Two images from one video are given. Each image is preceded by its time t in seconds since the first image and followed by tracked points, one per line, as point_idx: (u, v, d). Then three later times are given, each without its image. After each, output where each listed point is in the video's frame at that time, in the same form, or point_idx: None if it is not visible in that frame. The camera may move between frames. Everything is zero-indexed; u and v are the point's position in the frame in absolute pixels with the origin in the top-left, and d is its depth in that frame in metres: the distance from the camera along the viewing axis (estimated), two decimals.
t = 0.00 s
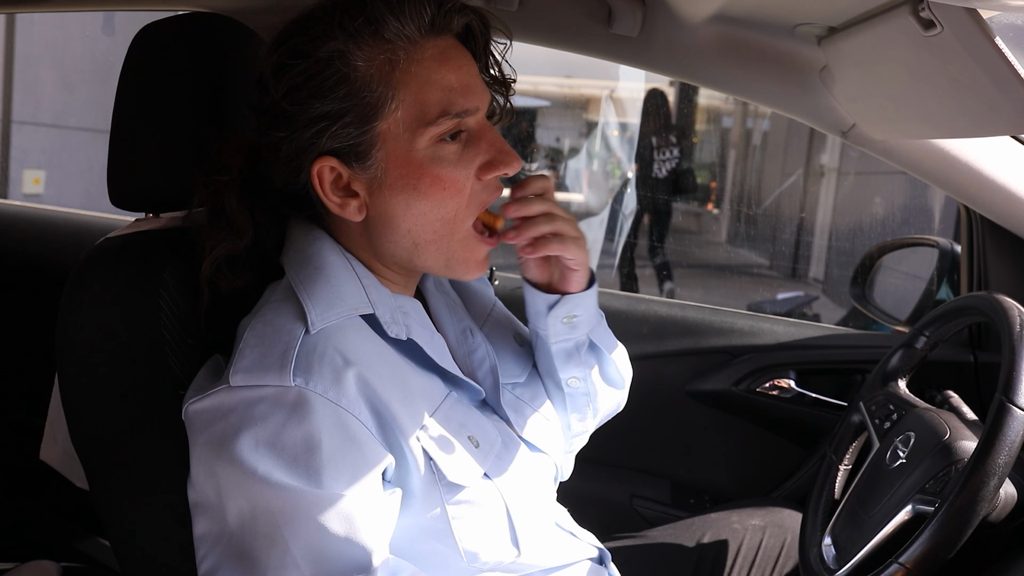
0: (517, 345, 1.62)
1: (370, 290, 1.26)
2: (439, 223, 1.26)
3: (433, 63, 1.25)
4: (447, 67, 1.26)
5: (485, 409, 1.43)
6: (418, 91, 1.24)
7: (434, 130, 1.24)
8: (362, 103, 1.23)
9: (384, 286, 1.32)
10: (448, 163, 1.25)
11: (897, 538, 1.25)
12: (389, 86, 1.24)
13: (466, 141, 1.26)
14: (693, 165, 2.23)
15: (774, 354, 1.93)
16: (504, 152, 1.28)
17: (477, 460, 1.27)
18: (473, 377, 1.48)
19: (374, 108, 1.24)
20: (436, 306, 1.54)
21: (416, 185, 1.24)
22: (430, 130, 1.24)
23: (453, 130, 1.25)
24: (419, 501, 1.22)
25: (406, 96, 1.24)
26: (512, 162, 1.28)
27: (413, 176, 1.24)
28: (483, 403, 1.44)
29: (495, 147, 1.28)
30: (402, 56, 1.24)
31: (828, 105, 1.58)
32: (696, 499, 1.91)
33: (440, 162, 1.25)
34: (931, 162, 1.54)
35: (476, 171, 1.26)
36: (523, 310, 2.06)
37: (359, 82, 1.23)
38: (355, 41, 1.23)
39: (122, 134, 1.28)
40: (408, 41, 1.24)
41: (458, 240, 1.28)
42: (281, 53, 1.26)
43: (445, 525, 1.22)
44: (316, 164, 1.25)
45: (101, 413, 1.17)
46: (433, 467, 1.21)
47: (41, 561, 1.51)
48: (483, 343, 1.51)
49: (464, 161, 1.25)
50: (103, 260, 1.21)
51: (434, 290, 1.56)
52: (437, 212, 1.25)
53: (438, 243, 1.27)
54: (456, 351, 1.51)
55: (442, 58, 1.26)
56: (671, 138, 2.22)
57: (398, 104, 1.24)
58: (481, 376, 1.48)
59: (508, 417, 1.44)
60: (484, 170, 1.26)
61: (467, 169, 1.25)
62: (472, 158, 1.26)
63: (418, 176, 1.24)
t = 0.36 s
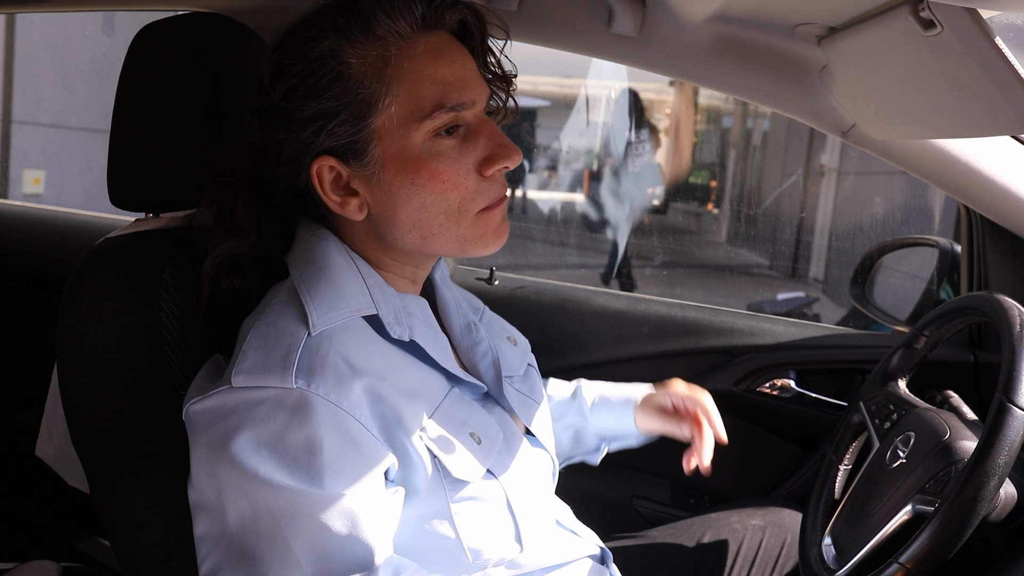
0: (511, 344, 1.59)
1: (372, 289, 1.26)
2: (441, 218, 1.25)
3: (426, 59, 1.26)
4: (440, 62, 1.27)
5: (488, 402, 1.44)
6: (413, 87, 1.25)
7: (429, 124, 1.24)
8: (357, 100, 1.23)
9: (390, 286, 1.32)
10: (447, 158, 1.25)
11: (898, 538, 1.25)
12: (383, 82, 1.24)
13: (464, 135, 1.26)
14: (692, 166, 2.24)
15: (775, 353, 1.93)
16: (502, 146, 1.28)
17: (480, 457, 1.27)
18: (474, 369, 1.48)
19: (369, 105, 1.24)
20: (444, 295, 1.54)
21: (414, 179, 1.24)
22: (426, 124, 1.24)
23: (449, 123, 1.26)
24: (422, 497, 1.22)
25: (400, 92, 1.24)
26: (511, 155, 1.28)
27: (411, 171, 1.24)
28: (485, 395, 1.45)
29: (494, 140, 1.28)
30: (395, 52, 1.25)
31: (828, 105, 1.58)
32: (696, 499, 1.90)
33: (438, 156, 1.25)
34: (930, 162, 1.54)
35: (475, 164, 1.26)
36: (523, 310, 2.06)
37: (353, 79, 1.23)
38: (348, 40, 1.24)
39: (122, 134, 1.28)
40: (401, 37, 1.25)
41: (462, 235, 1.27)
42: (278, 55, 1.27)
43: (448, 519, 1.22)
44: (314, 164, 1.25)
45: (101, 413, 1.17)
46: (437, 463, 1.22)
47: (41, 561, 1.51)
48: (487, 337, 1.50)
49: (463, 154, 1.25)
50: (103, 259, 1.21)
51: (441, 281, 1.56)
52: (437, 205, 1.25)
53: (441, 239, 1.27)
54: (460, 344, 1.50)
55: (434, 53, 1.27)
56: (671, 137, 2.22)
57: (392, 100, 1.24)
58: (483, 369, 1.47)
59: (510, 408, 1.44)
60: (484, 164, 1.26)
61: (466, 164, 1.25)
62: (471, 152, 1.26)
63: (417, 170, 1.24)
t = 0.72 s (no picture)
0: (509, 344, 1.60)
1: (379, 300, 1.26)
2: (440, 232, 1.23)
3: (441, 73, 1.25)
4: (455, 77, 1.26)
5: (489, 404, 1.44)
6: (423, 99, 1.24)
7: (436, 138, 1.23)
8: (367, 107, 1.24)
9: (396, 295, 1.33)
10: (451, 174, 1.23)
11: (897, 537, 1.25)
12: (394, 92, 1.24)
13: (471, 153, 1.25)
14: (693, 166, 2.25)
15: (775, 354, 1.93)
16: (511, 168, 1.26)
17: (487, 464, 1.28)
18: (476, 369, 1.48)
19: (377, 112, 1.24)
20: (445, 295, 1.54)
21: (416, 192, 1.23)
22: (433, 138, 1.23)
23: (457, 139, 1.24)
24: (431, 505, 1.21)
25: (410, 103, 1.24)
26: (519, 178, 1.26)
27: (413, 184, 1.23)
28: (486, 396, 1.45)
29: (502, 162, 1.26)
30: (409, 63, 1.25)
31: (828, 105, 1.58)
32: (696, 499, 1.91)
33: (441, 171, 1.23)
34: (931, 163, 1.54)
35: (480, 183, 1.24)
36: (522, 310, 2.05)
37: (365, 86, 1.24)
38: (364, 47, 1.25)
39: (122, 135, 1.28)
40: (417, 49, 1.25)
41: (461, 253, 1.25)
42: (299, 57, 1.31)
43: (455, 527, 1.22)
44: (320, 166, 1.25)
45: (101, 413, 1.17)
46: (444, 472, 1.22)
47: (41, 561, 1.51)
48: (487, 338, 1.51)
49: (467, 171, 1.24)
50: (103, 260, 1.22)
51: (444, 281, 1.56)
52: (437, 221, 1.23)
53: (438, 255, 1.25)
54: (461, 344, 1.51)
55: (450, 68, 1.26)
56: (671, 137, 2.23)
57: (402, 109, 1.24)
58: (484, 369, 1.47)
59: (512, 408, 1.45)
60: (489, 184, 1.24)
61: (470, 182, 1.23)
62: (477, 170, 1.24)
63: (419, 184, 1.23)
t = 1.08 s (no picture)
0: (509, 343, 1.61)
1: (379, 306, 1.26)
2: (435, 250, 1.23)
3: (445, 90, 1.23)
4: (461, 95, 1.24)
5: (491, 406, 1.44)
6: (425, 117, 1.22)
7: (435, 158, 1.22)
8: (367, 121, 1.24)
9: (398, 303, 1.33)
10: (449, 194, 1.22)
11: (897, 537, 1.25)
12: (395, 108, 1.23)
13: (471, 174, 1.23)
14: (693, 166, 2.24)
15: (771, 355, 1.93)
16: (511, 192, 1.23)
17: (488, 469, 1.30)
18: (476, 371, 1.48)
19: (378, 127, 1.24)
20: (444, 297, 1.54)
21: (412, 210, 1.22)
22: (431, 158, 1.22)
23: (458, 160, 1.22)
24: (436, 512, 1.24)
25: (411, 120, 1.23)
26: (520, 203, 1.24)
27: (410, 201, 1.22)
28: (487, 399, 1.45)
29: (503, 184, 1.23)
30: (413, 79, 1.23)
31: (828, 105, 1.58)
32: (696, 499, 1.91)
33: (439, 191, 1.22)
34: (931, 163, 1.54)
35: (478, 204, 1.22)
36: (522, 310, 2.05)
37: (367, 100, 1.24)
38: (368, 60, 1.24)
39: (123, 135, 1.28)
40: (422, 65, 1.23)
41: (456, 271, 1.25)
42: (307, 60, 1.31)
43: (455, 534, 1.26)
44: (318, 176, 1.26)
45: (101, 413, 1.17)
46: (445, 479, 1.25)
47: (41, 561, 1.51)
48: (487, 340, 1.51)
49: (466, 192, 1.22)
50: (103, 260, 1.22)
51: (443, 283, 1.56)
52: (433, 240, 1.23)
53: (433, 272, 1.25)
54: (462, 345, 1.50)
55: (456, 86, 1.24)
56: (671, 137, 2.23)
57: (403, 126, 1.23)
58: (484, 371, 1.47)
59: (511, 410, 1.47)
60: (488, 207, 1.23)
61: (469, 202, 1.22)
62: (476, 192, 1.22)
63: (415, 202, 1.22)
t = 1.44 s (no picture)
0: (508, 343, 1.62)
1: (385, 311, 1.26)
2: (438, 262, 1.24)
3: (457, 103, 1.23)
4: (472, 107, 1.23)
5: (492, 407, 1.44)
6: (435, 128, 1.22)
7: (443, 171, 1.21)
8: (375, 130, 1.24)
9: (405, 309, 1.33)
10: (456, 206, 1.22)
11: (897, 537, 1.25)
12: (404, 118, 1.23)
13: (480, 187, 1.23)
14: (692, 166, 2.24)
15: (771, 354, 1.93)
16: (519, 206, 1.23)
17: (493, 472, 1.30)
18: (476, 372, 1.48)
19: (386, 136, 1.24)
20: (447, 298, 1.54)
21: (418, 221, 1.22)
22: (439, 171, 1.21)
23: (465, 174, 1.22)
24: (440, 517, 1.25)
25: (420, 131, 1.22)
26: (526, 217, 1.24)
27: (416, 213, 1.22)
28: (489, 400, 1.46)
29: (511, 198, 1.23)
30: (423, 90, 1.23)
31: (828, 105, 1.58)
32: (696, 499, 1.90)
33: (445, 204, 1.22)
34: (931, 163, 1.54)
35: (485, 218, 1.23)
36: (522, 310, 2.06)
37: (376, 108, 1.24)
38: (379, 68, 1.24)
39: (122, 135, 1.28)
40: (432, 76, 1.23)
41: (459, 283, 1.25)
42: (315, 63, 1.32)
43: (459, 539, 1.26)
44: (324, 183, 1.26)
45: (100, 413, 1.17)
46: (450, 484, 1.25)
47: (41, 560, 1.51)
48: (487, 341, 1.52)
49: (473, 205, 1.22)
50: (103, 260, 1.22)
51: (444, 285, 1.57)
52: (437, 251, 1.23)
53: (436, 282, 1.26)
54: (462, 346, 1.50)
55: (467, 98, 1.23)
56: (671, 137, 2.23)
57: (411, 136, 1.23)
58: (485, 373, 1.47)
59: (513, 412, 1.47)
60: (494, 220, 1.23)
61: (475, 215, 1.22)
62: (482, 205, 1.23)
63: (421, 214, 1.22)
